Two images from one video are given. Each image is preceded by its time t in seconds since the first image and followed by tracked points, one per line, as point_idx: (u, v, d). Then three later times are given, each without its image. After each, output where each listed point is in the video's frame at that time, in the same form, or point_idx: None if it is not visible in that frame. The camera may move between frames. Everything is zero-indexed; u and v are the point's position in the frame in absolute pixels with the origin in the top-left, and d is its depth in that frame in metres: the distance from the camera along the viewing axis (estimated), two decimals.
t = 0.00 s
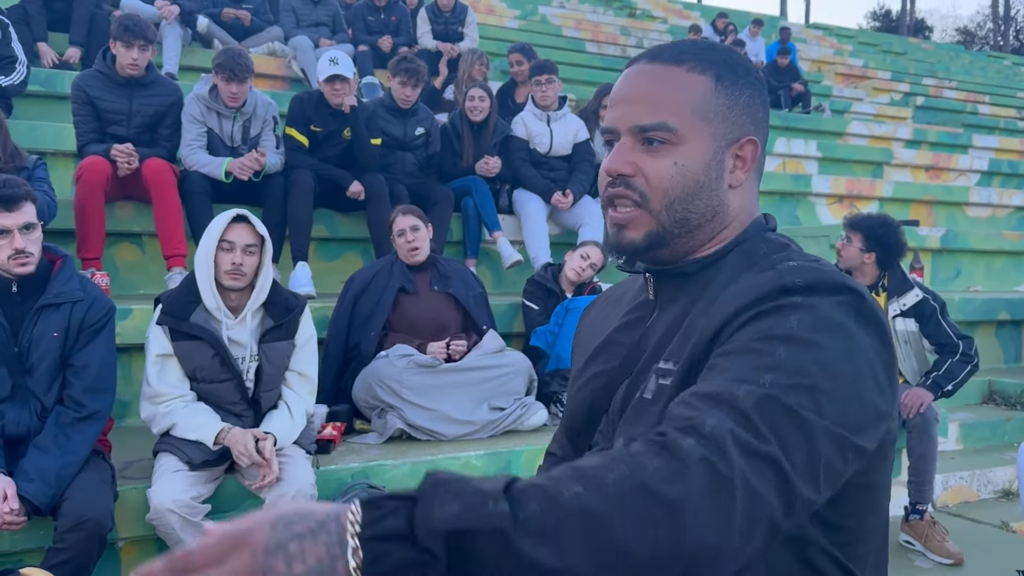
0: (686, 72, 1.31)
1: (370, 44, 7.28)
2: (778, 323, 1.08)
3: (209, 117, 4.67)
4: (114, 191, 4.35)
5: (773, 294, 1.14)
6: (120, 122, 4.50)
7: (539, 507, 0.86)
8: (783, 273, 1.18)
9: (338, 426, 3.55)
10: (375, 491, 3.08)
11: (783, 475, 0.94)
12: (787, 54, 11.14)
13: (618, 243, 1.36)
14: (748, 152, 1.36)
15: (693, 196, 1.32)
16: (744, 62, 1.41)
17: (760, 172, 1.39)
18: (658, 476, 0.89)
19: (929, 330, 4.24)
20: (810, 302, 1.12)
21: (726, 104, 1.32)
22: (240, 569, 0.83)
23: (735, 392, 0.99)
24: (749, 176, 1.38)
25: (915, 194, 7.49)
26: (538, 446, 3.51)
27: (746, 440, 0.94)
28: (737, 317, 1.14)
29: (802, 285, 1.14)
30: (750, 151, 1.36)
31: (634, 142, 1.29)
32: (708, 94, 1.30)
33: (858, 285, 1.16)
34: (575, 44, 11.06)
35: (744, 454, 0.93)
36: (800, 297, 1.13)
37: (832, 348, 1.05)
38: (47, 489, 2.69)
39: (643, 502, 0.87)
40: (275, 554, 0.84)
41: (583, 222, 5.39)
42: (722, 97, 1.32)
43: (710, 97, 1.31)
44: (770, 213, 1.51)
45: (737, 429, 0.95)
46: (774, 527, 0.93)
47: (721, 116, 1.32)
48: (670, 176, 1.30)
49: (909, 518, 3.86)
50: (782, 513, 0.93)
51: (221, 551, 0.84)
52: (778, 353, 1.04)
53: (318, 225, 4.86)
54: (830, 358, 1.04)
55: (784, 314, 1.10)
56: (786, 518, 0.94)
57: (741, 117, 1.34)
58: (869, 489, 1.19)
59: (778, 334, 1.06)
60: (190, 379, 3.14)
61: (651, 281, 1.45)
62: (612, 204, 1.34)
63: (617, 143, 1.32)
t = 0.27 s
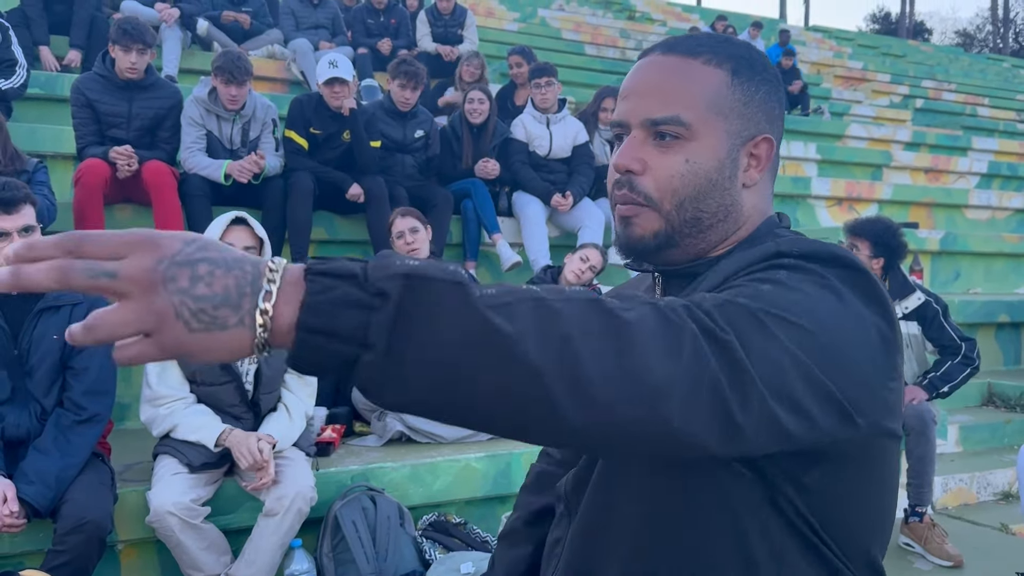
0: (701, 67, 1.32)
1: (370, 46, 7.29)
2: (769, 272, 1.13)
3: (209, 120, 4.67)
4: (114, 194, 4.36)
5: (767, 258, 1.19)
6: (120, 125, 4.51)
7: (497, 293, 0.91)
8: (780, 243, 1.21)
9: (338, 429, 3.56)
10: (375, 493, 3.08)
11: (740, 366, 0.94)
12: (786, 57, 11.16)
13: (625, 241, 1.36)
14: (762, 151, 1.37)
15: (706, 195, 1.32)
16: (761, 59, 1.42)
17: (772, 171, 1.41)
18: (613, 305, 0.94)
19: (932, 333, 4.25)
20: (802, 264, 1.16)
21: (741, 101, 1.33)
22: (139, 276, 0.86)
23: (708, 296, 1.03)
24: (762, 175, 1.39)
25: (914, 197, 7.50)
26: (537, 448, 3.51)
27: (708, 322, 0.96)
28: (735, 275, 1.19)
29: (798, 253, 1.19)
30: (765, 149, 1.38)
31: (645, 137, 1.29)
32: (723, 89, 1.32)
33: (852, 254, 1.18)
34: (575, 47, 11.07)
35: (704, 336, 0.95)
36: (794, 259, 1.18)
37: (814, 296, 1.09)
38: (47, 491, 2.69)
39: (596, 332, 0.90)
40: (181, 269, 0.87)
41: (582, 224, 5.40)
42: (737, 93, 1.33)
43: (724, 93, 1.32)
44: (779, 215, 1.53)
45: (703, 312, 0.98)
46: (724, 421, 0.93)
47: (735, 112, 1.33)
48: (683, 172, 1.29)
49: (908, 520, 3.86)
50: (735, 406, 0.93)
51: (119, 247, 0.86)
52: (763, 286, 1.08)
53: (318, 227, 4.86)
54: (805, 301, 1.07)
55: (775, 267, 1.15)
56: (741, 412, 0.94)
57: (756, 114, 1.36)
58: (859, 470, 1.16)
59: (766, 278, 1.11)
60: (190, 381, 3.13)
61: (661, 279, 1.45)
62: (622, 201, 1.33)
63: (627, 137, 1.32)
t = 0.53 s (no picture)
0: (706, 77, 1.34)
1: (367, 48, 7.29)
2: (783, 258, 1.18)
3: (207, 122, 4.67)
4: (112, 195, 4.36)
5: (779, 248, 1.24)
6: (118, 127, 4.51)
7: (542, 248, 0.96)
8: (789, 237, 1.26)
9: (336, 431, 3.56)
10: (373, 495, 3.08)
11: (762, 341, 0.97)
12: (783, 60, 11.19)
13: (632, 245, 1.35)
14: (766, 157, 1.38)
15: (711, 199, 1.33)
16: (765, 70, 1.44)
17: (777, 177, 1.42)
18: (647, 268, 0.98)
19: (931, 333, 4.26)
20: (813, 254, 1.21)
21: (746, 108, 1.35)
22: (204, 191, 0.89)
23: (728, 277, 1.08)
24: (766, 181, 1.40)
25: (911, 199, 7.51)
26: (535, 450, 3.51)
27: (731, 297, 1.00)
28: (748, 261, 1.23)
29: (806, 247, 1.23)
30: (768, 156, 1.38)
31: (653, 145, 1.31)
32: (728, 97, 1.34)
33: (860, 253, 1.24)
34: (573, 49, 11.08)
35: (728, 308, 0.98)
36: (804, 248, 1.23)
37: (825, 283, 1.13)
38: (45, 493, 2.69)
39: (626, 291, 0.94)
40: (245, 189, 0.90)
41: (580, 227, 5.42)
42: (741, 101, 1.34)
43: (729, 101, 1.34)
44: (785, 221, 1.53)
45: (727, 289, 1.01)
46: (745, 394, 0.96)
47: (740, 119, 1.34)
48: (690, 178, 1.31)
49: (906, 521, 3.87)
50: (749, 372, 0.95)
51: (188, 163, 0.89)
52: (778, 271, 1.13)
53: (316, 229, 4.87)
54: (814, 289, 1.11)
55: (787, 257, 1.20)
56: (754, 382, 0.96)
57: (760, 122, 1.37)
58: (859, 461, 1.20)
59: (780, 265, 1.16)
60: (187, 384, 3.14)
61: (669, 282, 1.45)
62: (629, 206, 1.34)
63: (635, 144, 1.34)
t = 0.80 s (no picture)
0: (713, 94, 1.37)
1: (363, 49, 7.29)
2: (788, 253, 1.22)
3: (201, 123, 4.65)
4: (107, 196, 4.36)
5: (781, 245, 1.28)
6: (112, 128, 4.50)
7: (589, 233, 1.03)
8: (790, 235, 1.30)
9: (331, 432, 3.56)
10: (367, 497, 3.07)
11: (777, 321, 1.02)
12: (778, 61, 11.20)
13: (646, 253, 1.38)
14: (766, 169, 1.40)
15: (719, 208, 1.36)
16: (764, 88, 1.47)
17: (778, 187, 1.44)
18: (678, 254, 1.04)
19: (925, 333, 4.28)
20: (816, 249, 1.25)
21: (750, 124, 1.37)
22: (297, 191, 0.95)
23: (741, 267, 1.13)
24: (768, 192, 1.43)
25: (906, 200, 7.52)
26: (529, 451, 3.51)
27: (748, 282, 1.05)
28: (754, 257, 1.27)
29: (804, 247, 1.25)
30: (768, 168, 1.40)
31: (665, 158, 1.34)
32: (733, 114, 1.36)
33: (857, 254, 1.27)
34: (568, 50, 11.09)
35: (747, 292, 1.03)
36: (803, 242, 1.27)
37: (829, 275, 1.18)
38: (38, 495, 2.68)
39: (662, 272, 1.00)
40: (331, 188, 0.96)
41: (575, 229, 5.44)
42: (746, 117, 1.37)
43: (735, 117, 1.36)
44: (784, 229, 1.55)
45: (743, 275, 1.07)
46: (762, 368, 1.00)
47: (746, 135, 1.36)
48: (700, 189, 1.33)
49: (900, 522, 3.87)
50: (771, 351, 1.01)
51: (280, 165, 0.95)
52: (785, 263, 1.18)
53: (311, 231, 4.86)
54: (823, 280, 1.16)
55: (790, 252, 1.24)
56: (773, 358, 1.01)
57: (763, 136, 1.39)
58: (854, 438, 1.22)
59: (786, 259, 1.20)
60: (181, 385, 3.13)
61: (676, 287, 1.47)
62: (641, 214, 1.36)
63: (647, 158, 1.36)
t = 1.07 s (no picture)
0: (724, 106, 1.41)
1: (355, 50, 7.29)
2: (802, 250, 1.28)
3: (193, 123, 4.66)
4: (98, 196, 4.34)
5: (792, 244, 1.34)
6: (104, 128, 4.49)
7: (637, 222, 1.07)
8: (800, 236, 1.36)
9: (323, 433, 3.56)
10: (359, 498, 3.07)
11: (801, 306, 1.08)
12: (771, 63, 11.24)
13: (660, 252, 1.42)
14: (770, 177, 1.45)
15: (730, 212, 1.39)
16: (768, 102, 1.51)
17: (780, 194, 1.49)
18: (715, 245, 1.09)
19: (912, 331, 4.28)
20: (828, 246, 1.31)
21: (758, 135, 1.41)
22: (388, 183, 0.99)
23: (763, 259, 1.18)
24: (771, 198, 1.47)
25: (897, 201, 7.56)
26: (522, 451, 3.51)
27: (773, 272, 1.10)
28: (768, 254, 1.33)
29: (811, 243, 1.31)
30: (771, 176, 1.45)
31: (680, 164, 1.38)
32: (743, 124, 1.40)
33: (861, 252, 1.33)
34: (562, 51, 11.10)
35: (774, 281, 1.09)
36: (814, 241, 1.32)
37: (839, 270, 1.24)
38: (29, 495, 2.67)
39: (700, 258, 1.05)
40: (416, 181, 1.00)
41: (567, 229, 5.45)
42: (754, 128, 1.41)
43: (745, 128, 1.40)
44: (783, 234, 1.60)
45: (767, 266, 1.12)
46: (785, 350, 1.05)
47: (755, 144, 1.41)
48: (713, 194, 1.37)
49: (891, 522, 3.90)
50: (796, 334, 1.06)
51: (370, 159, 0.99)
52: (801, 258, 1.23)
53: (304, 231, 4.85)
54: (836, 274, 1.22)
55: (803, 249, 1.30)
56: (796, 340, 1.06)
57: (769, 146, 1.44)
58: (856, 420, 1.27)
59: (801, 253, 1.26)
60: (173, 386, 3.12)
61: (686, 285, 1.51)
62: (656, 217, 1.40)
63: (662, 164, 1.40)
